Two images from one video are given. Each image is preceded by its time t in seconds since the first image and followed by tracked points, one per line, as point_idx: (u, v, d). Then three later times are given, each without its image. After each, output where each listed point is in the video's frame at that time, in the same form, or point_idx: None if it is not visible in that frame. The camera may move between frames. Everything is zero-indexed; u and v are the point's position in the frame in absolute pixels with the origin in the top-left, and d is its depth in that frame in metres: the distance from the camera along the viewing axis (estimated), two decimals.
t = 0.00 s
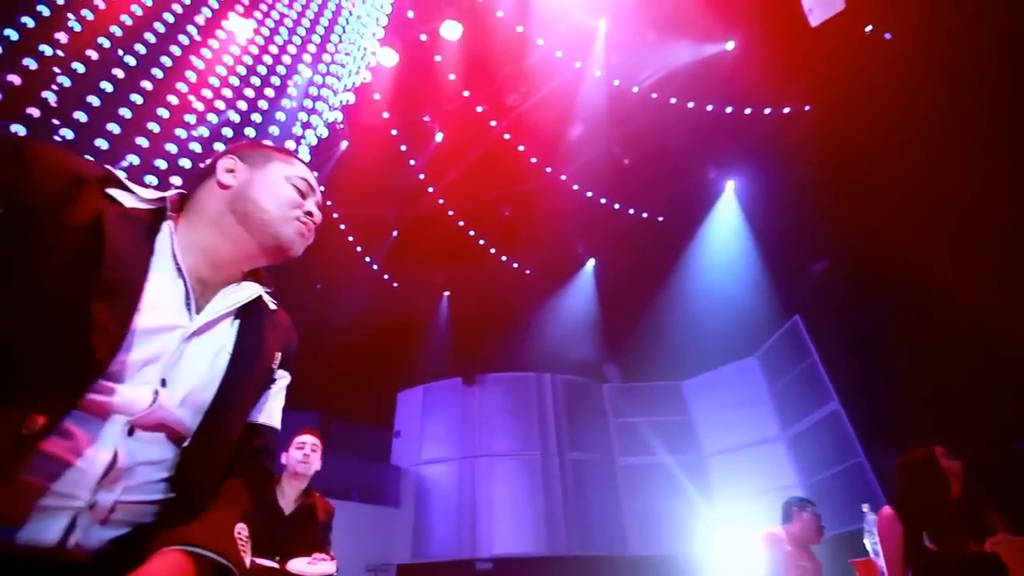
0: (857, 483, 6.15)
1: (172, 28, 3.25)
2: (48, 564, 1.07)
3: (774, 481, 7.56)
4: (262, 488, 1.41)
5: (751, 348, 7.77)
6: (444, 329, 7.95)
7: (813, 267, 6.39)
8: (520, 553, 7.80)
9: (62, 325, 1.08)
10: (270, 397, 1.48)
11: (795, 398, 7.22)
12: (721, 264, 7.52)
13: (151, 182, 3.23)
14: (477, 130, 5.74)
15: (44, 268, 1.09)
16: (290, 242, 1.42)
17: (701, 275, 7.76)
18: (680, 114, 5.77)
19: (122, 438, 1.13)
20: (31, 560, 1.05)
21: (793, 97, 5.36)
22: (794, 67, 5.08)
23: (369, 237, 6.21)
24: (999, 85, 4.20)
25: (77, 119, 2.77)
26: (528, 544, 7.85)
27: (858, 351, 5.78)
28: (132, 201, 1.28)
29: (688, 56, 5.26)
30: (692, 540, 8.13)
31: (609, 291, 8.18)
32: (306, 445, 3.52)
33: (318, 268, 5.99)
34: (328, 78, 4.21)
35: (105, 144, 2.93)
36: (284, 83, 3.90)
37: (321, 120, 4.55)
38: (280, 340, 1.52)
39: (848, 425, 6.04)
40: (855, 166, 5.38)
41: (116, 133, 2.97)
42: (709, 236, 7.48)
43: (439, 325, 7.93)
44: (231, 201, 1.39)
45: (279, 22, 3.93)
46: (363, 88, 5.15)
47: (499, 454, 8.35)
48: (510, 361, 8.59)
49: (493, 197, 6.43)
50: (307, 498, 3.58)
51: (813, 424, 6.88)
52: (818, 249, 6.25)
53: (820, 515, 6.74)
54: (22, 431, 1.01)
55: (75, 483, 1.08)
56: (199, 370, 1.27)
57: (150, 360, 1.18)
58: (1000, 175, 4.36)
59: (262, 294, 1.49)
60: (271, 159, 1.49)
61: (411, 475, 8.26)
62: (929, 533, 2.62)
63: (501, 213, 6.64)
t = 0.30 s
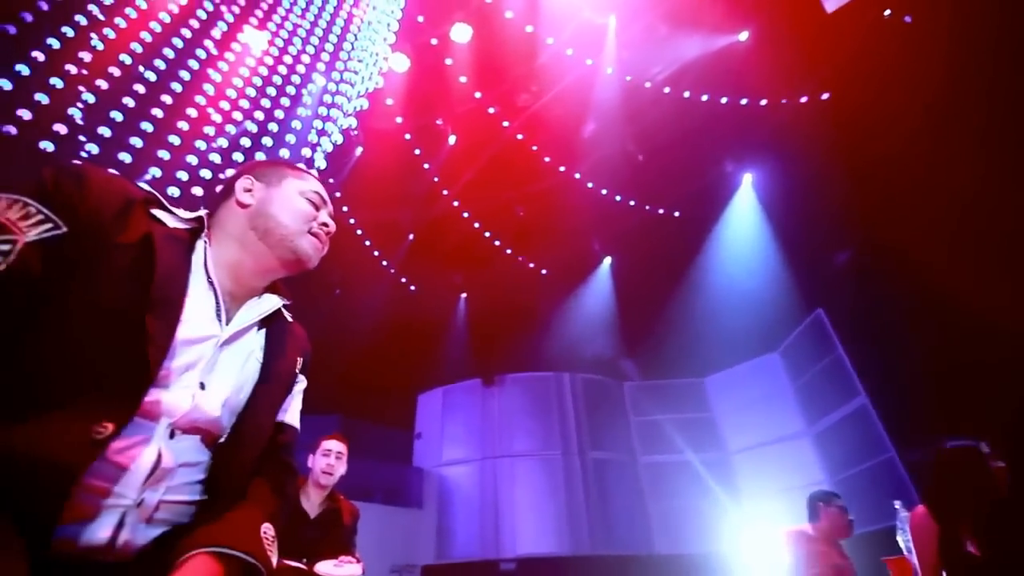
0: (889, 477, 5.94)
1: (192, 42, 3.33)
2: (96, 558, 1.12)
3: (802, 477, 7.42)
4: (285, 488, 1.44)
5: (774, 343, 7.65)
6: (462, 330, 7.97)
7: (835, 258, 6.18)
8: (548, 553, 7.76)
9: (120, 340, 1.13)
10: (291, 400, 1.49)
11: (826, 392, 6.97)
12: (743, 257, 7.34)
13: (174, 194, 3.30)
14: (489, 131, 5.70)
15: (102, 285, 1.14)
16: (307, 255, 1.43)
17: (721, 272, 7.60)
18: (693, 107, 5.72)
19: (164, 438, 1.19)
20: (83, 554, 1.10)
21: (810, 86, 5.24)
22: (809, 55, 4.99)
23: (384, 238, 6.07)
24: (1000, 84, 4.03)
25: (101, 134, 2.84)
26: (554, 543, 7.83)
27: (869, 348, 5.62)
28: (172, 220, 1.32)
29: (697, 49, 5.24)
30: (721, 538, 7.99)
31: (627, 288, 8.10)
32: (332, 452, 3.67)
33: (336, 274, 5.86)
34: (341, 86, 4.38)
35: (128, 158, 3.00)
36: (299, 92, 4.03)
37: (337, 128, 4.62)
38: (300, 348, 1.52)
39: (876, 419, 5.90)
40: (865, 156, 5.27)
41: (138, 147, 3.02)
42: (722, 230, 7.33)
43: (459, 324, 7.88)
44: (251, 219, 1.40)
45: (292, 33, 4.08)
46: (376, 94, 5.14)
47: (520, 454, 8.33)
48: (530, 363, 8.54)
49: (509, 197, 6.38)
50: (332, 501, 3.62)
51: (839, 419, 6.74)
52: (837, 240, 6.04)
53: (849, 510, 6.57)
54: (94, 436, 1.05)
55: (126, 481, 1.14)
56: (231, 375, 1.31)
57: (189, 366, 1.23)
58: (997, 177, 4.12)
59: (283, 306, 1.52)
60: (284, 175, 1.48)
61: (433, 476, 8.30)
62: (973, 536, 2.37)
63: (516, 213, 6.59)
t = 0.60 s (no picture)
0: (929, 471, 5.76)
1: (208, 58, 3.62)
2: (133, 549, 1.14)
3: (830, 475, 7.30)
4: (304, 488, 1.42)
5: (798, 337, 7.51)
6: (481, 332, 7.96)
7: (858, 249, 6.00)
8: (572, 554, 7.72)
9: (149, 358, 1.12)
10: (302, 406, 1.52)
11: (853, 386, 6.88)
12: (762, 250, 7.28)
13: (196, 205, 3.48)
14: (501, 131, 5.72)
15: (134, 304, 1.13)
16: (304, 260, 1.43)
17: (739, 264, 7.50)
18: (707, 100, 5.64)
19: (192, 433, 1.21)
20: (120, 543, 1.11)
21: (828, 74, 5.09)
22: (826, 43, 4.91)
23: (399, 241, 6.05)
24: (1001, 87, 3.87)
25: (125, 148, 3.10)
26: (578, 544, 7.80)
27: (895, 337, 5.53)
28: (189, 240, 1.34)
29: (711, 42, 5.21)
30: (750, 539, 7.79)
31: (645, 287, 8.00)
32: (360, 454, 3.67)
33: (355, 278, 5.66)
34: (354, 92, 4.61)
35: (151, 170, 3.23)
36: (314, 102, 4.28)
37: (353, 134, 4.86)
38: (308, 357, 1.55)
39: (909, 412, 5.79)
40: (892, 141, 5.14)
41: (161, 160, 3.28)
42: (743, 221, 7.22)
43: (477, 322, 7.75)
44: (247, 236, 1.43)
45: (305, 45, 4.34)
46: (389, 100, 5.26)
47: (543, 455, 8.41)
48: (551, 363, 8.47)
49: (523, 197, 6.38)
50: (358, 505, 3.69)
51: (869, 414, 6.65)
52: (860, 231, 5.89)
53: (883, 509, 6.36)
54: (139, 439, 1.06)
55: (159, 471, 1.15)
56: (250, 378, 1.33)
57: (210, 367, 1.25)
58: (996, 162, 3.97)
59: (294, 318, 1.55)
60: (270, 194, 1.50)
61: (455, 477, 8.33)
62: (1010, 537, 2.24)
63: (531, 213, 6.59)
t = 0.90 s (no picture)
0: (965, 468, 5.39)
1: (228, 75, 3.81)
2: (174, 546, 1.17)
3: (867, 471, 6.94)
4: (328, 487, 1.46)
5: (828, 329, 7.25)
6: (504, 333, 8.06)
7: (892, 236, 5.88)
8: (600, 555, 7.58)
9: (172, 369, 1.19)
10: (317, 411, 1.54)
11: (889, 380, 6.52)
12: (787, 242, 7.14)
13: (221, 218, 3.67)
14: (516, 134, 5.72)
15: (155, 320, 1.19)
16: (305, 276, 1.49)
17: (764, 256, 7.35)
18: (725, 91, 5.55)
19: (220, 434, 1.26)
20: (160, 539, 1.15)
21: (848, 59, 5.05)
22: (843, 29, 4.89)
23: (420, 247, 6.20)
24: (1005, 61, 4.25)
25: (153, 166, 3.32)
26: (608, 544, 7.65)
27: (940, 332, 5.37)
28: (201, 261, 1.39)
29: (724, 33, 5.16)
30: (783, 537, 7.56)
31: (667, 282, 7.95)
32: (388, 457, 3.75)
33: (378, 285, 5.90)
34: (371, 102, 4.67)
35: (178, 186, 3.45)
36: (332, 111, 4.39)
37: (371, 144, 4.86)
38: (316, 365, 1.59)
39: (947, 404, 5.43)
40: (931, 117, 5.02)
41: (187, 176, 3.49)
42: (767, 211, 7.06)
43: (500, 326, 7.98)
44: (252, 252, 1.49)
45: (321, 56, 4.47)
46: (406, 108, 5.36)
47: (568, 455, 8.25)
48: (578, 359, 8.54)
49: (541, 198, 6.37)
50: (388, 507, 3.78)
51: (905, 408, 6.27)
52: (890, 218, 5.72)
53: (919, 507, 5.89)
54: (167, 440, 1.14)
55: (191, 468, 1.20)
56: (267, 383, 1.39)
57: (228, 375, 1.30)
58: None
59: (303, 328, 1.60)
60: (273, 212, 1.57)
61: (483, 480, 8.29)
62: None
63: (550, 213, 6.58)
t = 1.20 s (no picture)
0: (1001, 465, 5.11)
1: (247, 90, 3.92)
2: (200, 545, 1.14)
3: (904, 466, 6.63)
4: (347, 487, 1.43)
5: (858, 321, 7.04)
6: (525, 333, 8.16)
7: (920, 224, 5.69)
8: (630, 556, 7.42)
9: (185, 383, 1.16)
10: (331, 414, 1.52)
11: (926, 375, 6.21)
12: (812, 233, 6.95)
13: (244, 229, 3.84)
14: (530, 134, 5.69)
15: (163, 335, 1.17)
16: (309, 287, 1.50)
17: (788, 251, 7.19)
18: (742, 83, 5.47)
19: (237, 437, 1.23)
20: (185, 539, 1.12)
21: (868, 44, 4.93)
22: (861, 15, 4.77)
23: (439, 250, 6.26)
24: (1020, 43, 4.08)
25: (179, 181, 3.53)
26: (635, 545, 7.49)
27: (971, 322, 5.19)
28: (206, 276, 1.37)
29: (736, 25, 5.02)
30: (817, 535, 7.35)
31: (688, 278, 7.87)
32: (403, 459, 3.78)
33: (399, 291, 6.14)
34: (386, 110, 4.72)
35: (204, 200, 3.65)
36: (348, 121, 4.44)
37: (387, 152, 4.89)
38: (329, 369, 1.58)
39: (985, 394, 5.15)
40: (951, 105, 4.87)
41: (212, 190, 3.68)
42: (789, 205, 6.91)
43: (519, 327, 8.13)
44: (260, 262, 1.50)
45: (337, 67, 4.47)
46: (421, 114, 5.35)
47: (593, 456, 8.07)
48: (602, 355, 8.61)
49: (558, 198, 6.37)
50: (413, 510, 3.79)
51: (944, 399, 5.96)
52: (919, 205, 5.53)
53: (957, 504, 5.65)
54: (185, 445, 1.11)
55: (212, 468, 1.17)
56: (280, 389, 1.36)
57: (239, 382, 1.27)
58: None
59: (312, 333, 1.61)
60: (279, 225, 1.58)
61: (508, 482, 8.29)
62: None
63: (567, 213, 6.59)
